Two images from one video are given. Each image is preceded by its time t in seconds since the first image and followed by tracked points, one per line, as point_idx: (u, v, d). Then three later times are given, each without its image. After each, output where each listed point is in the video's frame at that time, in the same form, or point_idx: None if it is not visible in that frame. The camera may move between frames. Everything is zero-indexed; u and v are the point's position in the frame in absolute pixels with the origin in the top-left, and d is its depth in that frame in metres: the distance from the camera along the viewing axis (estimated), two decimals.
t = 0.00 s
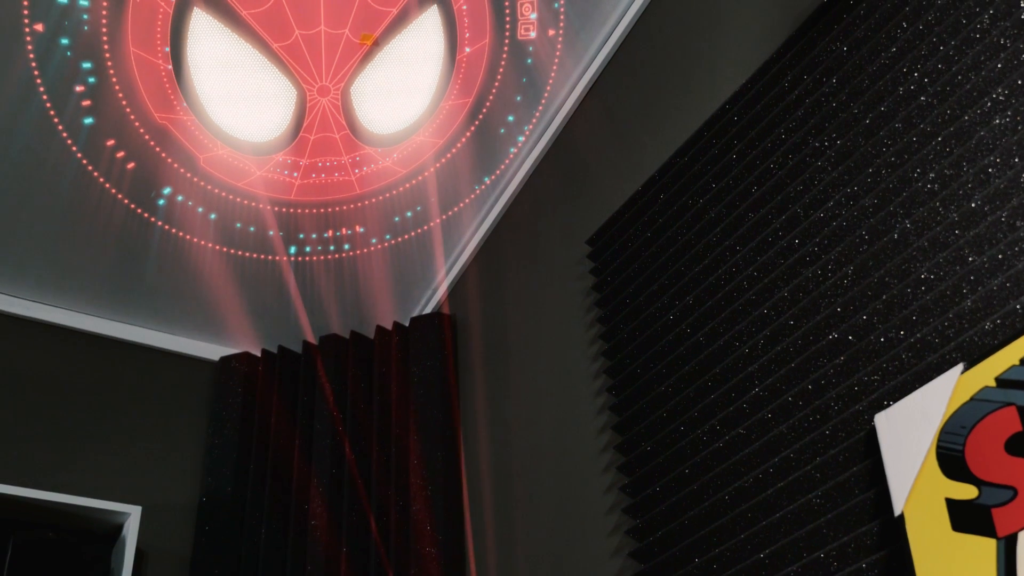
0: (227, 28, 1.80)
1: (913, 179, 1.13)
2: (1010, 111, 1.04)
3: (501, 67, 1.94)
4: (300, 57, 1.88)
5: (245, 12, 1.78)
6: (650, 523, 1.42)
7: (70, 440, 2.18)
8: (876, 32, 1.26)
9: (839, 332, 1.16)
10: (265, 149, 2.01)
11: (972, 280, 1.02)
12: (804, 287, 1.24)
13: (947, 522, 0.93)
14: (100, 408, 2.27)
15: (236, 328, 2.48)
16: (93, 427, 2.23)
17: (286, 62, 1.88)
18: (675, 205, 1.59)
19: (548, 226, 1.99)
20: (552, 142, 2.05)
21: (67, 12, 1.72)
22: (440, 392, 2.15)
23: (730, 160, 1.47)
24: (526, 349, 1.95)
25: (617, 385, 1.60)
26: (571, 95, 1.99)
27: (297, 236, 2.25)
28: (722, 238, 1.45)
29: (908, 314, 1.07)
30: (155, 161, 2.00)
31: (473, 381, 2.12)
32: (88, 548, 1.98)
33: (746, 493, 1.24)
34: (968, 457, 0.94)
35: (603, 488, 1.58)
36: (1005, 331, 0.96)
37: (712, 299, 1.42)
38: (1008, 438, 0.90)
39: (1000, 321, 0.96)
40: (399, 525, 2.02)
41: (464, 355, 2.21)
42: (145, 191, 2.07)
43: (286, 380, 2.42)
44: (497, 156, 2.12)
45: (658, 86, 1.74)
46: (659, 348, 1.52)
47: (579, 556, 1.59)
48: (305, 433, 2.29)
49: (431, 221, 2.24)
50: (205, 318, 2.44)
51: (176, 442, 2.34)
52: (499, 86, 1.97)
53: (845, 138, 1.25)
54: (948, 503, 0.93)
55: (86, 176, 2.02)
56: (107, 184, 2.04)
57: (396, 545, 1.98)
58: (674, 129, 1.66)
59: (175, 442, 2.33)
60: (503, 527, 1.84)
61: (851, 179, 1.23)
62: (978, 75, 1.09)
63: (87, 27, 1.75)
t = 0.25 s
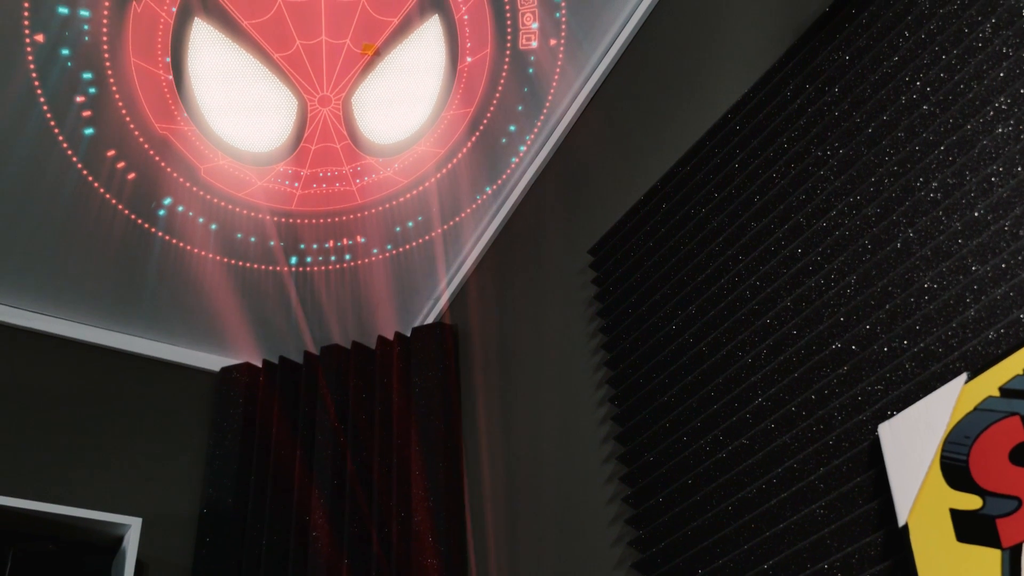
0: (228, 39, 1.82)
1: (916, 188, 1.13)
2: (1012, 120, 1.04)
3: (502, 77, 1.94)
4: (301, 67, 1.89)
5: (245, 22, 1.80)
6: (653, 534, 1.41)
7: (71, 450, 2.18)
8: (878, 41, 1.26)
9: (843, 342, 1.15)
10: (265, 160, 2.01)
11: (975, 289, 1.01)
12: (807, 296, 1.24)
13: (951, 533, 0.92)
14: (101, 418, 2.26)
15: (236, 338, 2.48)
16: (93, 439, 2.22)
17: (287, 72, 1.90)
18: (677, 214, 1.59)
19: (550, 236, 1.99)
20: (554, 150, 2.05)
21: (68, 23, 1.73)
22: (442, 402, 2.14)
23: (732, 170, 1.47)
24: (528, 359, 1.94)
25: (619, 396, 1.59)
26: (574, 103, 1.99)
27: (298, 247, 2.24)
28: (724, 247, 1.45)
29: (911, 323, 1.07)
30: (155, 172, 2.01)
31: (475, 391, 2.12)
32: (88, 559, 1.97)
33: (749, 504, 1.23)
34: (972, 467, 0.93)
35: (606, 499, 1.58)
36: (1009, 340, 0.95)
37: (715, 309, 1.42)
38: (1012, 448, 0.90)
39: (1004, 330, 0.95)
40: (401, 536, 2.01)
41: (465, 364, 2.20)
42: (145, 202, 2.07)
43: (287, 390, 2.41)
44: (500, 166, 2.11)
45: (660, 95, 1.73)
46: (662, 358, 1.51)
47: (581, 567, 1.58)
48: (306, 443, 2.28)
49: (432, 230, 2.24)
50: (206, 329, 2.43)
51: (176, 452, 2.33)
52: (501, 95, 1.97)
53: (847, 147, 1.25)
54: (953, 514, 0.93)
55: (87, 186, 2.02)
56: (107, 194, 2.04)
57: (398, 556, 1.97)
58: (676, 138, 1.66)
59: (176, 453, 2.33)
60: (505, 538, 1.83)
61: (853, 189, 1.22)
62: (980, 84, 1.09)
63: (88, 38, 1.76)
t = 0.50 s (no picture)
0: (229, 48, 1.84)
1: (918, 197, 1.12)
2: (1015, 129, 1.03)
3: (503, 86, 1.95)
4: (301, 75, 1.91)
5: (246, 31, 1.82)
6: (656, 545, 1.40)
7: (71, 461, 2.17)
8: (880, 49, 1.26)
9: (846, 352, 1.15)
10: (266, 170, 2.02)
11: (979, 298, 1.01)
12: (810, 305, 1.23)
13: (955, 543, 0.91)
14: (101, 429, 2.25)
15: (237, 348, 2.47)
16: (93, 450, 2.21)
17: (288, 81, 1.92)
18: (679, 223, 1.58)
19: (551, 245, 1.99)
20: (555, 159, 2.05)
21: (69, 32, 1.74)
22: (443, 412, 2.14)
23: (735, 179, 1.47)
24: (530, 369, 1.94)
25: (622, 406, 1.58)
26: (574, 111, 1.99)
27: (299, 257, 2.24)
28: (727, 257, 1.44)
29: (915, 332, 1.06)
30: (156, 181, 2.01)
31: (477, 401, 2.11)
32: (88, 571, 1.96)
33: (753, 515, 1.22)
34: (976, 477, 0.93)
35: (608, 510, 1.57)
36: (1013, 349, 0.95)
37: (718, 318, 1.41)
38: (1016, 458, 0.89)
39: (1008, 339, 0.95)
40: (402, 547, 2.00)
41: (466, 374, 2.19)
42: (145, 211, 2.07)
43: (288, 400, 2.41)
44: (501, 175, 2.11)
45: (662, 104, 1.73)
46: (665, 367, 1.50)
47: None
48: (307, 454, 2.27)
49: (433, 240, 2.23)
50: (206, 339, 2.42)
51: (177, 463, 2.32)
52: (502, 104, 1.97)
53: (850, 156, 1.25)
54: (957, 524, 0.92)
55: (87, 196, 2.02)
56: (107, 204, 2.04)
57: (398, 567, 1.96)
58: (678, 148, 1.66)
59: (176, 463, 2.32)
60: (507, 548, 1.82)
61: (856, 198, 1.22)
62: (983, 93, 1.09)
63: (88, 47, 1.77)
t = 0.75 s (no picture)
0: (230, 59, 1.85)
1: (921, 207, 1.12)
2: (1018, 138, 1.03)
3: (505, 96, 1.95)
4: (302, 86, 1.92)
5: (247, 42, 1.83)
6: (659, 557, 1.39)
7: (72, 472, 2.16)
8: (883, 59, 1.25)
9: (849, 362, 1.14)
10: (266, 181, 2.02)
11: (982, 308, 1.00)
12: (813, 315, 1.23)
13: (960, 554, 0.91)
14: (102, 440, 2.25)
15: (237, 360, 2.46)
16: (93, 460, 2.20)
17: (289, 92, 1.92)
18: (682, 233, 1.58)
19: (553, 255, 1.98)
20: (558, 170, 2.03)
21: (70, 43, 1.75)
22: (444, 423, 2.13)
23: (737, 189, 1.46)
24: (532, 379, 1.93)
25: (625, 417, 1.57)
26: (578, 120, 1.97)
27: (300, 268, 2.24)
28: (730, 267, 1.44)
29: (918, 343, 1.05)
30: (156, 192, 2.01)
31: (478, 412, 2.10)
32: None
33: (757, 526, 1.22)
34: (980, 487, 0.92)
35: (611, 521, 1.56)
36: (1017, 359, 0.94)
37: (721, 328, 1.41)
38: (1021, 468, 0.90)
39: (1011, 349, 0.94)
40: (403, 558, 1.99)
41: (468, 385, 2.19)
42: (146, 222, 2.07)
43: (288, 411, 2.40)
44: (502, 185, 2.10)
45: (663, 114, 1.73)
46: (668, 378, 1.49)
47: None
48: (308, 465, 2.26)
49: (434, 251, 2.22)
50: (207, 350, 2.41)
51: (177, 474, 2.31)
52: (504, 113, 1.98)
53: (853, 166, 1.24)
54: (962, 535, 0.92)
55: (87, 207, 2.01)
56: (107, 215, 2.04)
57: None
58: (680, 158, 1.65)
59: (176, 474, 2.31)
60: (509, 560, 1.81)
61: (859, 208, 1.21)
62: (985, 102, 1.08)
63: (89, 58, 1.79)
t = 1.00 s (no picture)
0: (231, 71, 1.85)
1: (924, 217, 1.12)
2: (1021, 149, 1.03)
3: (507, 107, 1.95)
4: (304, 99, 1.92)
5: (248, 53, 1.83)
6: (662, 570, 1.38)
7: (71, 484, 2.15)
8: (885, 69, 1.25)
9: (852, 373, 1.13)
10: (266, 192, 2.02)
11: (985, 319, 1.00)
12: (816, 326, 1.22)
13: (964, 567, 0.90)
14: (102, 452, 2.24)
15: (238, 372, 2.45)
16: (92, 473, 2.19)
17: (289, 103, 1.93)
18: (684, 244, 1.58)
19: (555, 266, 1.98)
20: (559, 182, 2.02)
21: (70, 55, 1.75)
22: (446, 435, 2.12)
23: (740, 200, 1.46)
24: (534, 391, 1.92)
25: (627, 428, 1.56)
26: (580, 131, 1.96)
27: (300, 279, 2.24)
28: (732, 278, 1.43)
29: (922, 354, 1.05)
30: (156, 203, 2.01)
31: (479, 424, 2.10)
32: None
33: (760, 539, 1.21)
34: (985, 499, 0.91)
35: (614, 534, 1.55)
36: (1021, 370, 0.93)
37: (724, 340, 1.40)
38: None
39: (1015, 360, 0.94)
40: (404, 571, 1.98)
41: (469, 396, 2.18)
42: (146, 234, 2.07)
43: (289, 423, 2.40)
44: (504, 197, 2.10)
45: (665, 125, 1.73)
46: (671, 390, 1.49)
47: None
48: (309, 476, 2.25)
49: (434, 263, 2.22)
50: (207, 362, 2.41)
51: (177, 486, 2.31)
52: (506, 124, 1.98)
53: (855, 176, 1.24)
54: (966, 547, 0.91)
55: (87, 219, 2.01)
56: (107, 227, 2.04)
57: None
58: (682, 169, 1.65)
59: (177, 487, 2.30)
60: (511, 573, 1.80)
61: (862, 219, 1.21)
62: (987, 113, 1.08)
63: (90, 70, 1.78)
